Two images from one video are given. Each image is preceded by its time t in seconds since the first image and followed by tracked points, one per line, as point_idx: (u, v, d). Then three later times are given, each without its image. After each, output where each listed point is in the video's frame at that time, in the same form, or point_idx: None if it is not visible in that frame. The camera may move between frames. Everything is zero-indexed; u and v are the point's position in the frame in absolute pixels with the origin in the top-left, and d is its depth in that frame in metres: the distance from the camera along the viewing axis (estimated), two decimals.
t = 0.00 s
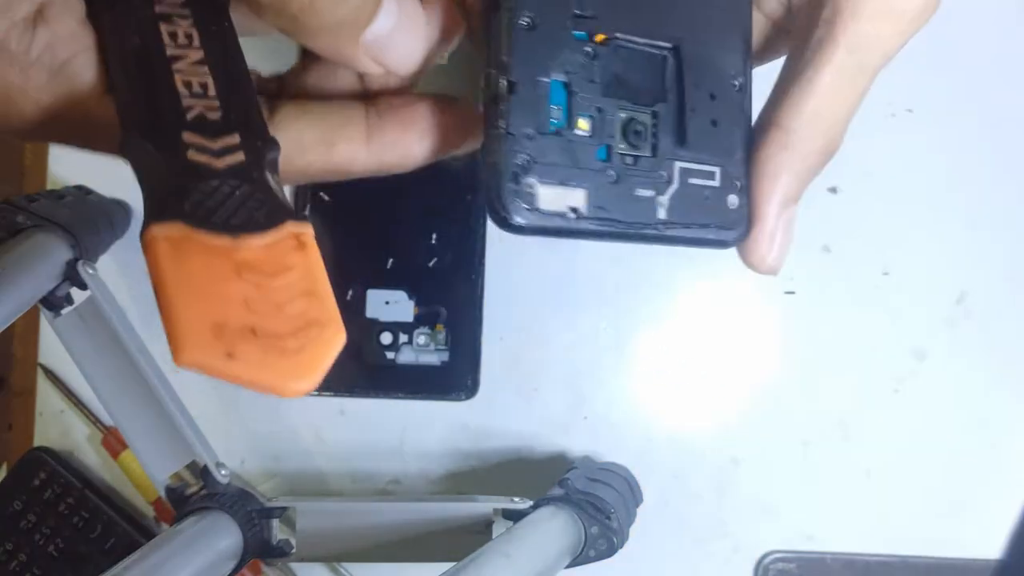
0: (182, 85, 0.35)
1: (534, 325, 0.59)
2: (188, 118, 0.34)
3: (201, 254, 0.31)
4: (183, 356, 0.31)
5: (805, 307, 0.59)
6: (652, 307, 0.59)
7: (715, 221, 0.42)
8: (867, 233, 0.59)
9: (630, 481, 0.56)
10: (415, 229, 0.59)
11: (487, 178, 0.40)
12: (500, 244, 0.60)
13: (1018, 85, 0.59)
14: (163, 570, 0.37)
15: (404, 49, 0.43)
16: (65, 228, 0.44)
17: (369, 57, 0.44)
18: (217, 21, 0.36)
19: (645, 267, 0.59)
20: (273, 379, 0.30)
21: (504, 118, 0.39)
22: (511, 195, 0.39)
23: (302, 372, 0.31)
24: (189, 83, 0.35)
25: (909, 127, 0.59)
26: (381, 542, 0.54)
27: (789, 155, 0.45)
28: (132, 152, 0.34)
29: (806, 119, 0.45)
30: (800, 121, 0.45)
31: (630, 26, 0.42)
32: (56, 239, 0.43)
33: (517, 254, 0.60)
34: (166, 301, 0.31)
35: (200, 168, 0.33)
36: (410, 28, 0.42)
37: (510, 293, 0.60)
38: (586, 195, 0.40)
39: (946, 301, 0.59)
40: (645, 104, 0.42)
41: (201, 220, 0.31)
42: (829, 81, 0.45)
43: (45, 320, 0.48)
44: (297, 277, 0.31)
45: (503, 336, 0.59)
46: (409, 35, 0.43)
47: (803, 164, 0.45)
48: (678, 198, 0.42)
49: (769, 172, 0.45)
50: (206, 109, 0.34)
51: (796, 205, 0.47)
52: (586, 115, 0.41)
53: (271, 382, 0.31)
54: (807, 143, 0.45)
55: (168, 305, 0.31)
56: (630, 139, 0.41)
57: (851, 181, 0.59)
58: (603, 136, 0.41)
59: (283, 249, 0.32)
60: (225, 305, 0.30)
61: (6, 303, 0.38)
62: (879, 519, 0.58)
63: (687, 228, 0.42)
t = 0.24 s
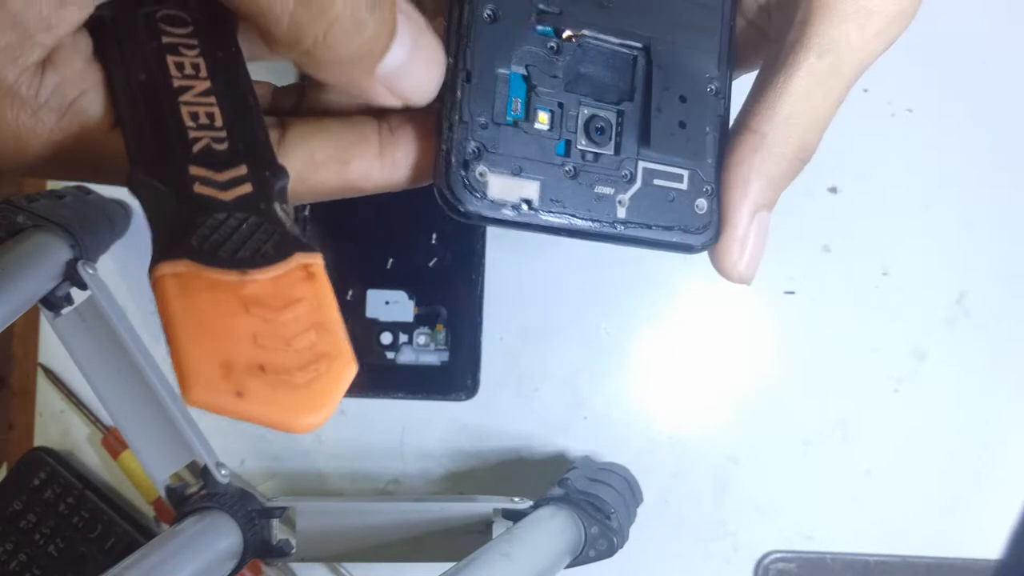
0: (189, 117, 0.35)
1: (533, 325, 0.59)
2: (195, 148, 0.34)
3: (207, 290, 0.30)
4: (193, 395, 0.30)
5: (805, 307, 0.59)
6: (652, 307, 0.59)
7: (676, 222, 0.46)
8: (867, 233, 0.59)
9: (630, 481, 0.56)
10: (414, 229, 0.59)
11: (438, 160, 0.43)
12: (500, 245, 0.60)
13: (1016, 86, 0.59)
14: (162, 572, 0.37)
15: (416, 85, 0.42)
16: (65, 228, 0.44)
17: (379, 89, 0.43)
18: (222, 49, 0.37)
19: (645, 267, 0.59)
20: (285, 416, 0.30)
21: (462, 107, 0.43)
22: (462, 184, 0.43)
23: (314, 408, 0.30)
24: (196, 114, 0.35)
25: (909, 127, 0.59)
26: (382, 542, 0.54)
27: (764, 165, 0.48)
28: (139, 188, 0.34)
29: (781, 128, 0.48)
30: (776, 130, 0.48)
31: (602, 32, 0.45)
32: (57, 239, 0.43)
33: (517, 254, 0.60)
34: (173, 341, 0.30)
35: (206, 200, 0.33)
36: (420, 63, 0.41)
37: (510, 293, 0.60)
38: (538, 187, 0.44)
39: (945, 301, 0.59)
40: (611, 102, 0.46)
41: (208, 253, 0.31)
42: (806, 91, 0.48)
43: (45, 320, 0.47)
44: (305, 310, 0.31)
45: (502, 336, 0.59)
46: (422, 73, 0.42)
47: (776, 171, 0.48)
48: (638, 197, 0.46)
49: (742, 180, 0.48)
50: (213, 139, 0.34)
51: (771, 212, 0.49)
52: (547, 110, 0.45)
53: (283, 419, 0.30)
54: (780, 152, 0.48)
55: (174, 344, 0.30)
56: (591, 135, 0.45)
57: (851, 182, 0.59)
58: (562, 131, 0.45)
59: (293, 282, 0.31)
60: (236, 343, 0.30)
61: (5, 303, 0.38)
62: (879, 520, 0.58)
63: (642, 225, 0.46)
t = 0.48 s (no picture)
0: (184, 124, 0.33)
1: (534, 326, 0.59)
2: (190, 156, 0.32)
3: (197, 298, 0.28)
4: (181, 407, 0.27)
5: (805, 307, 0.59)
6: (652, 307, 0.59)
7: (664, 215, 0.45)
8: (867, 234, 0.59)
9: (630, 481, 0.56)
10: (414, 230, 0.59)
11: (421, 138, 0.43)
12: (500, 245, 0.60)
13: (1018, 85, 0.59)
14: (163, 572, 0.37)
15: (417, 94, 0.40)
16: (66, 228, 0.44)
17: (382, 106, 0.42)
18: (219, 58, 0.35)
19: (645, 267, 0.59)
20: (280, 429, 0.28)
21: (450, 85, 0.42)
22: (445, 164, 0.42)
23: (310, 420, 0.28)
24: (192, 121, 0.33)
25: (909, 127, 0.59)
26: (381, 543, 0.54)
27: (755, 160, 0.46)
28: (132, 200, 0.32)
29: (771, 123, 0.46)
30: (765, 126, 0.46)
31: (597, 21, 0.44)
32: (58, 239, 0.43)
33: (518, 255, 0.60)
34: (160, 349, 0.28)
35: (199, 208, 0.31)
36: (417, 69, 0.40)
37: (510, 293, 0.60)
38: (523, 170, 0.43)
39: (946, 302, 0.59)
40: (603, 91, 0.45)
41: (203, 262, 0.29)
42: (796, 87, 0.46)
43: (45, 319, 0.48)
44: (299, 319, 0.29)
45: (502, 336, 0.59)
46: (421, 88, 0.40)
47: (767, 167, 0.46)
48: (627, 187, 0.45)
49: (731, 176, 0.46)
50: (208, 147, 0.32)
51: (765, 210, 0.47)
52: (537, 94, 0.44)
53: (277, 432, 0.28)
54: (772, 148, 0.46)
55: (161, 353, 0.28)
56: (581, 123, 0.44)
57: (851, 182, 0.59)
58: (552, 117, 0.44)
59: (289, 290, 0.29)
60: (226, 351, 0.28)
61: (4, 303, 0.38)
62: (879, 519, 0.58)
63: (630, 216, 0.45)
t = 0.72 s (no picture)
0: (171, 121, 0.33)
1: (534, 326, 0.59)
2: (175, 152, 0.32)
3: (178, 296, 0.28)
4: (156, 407, 0.26)
5: (805, 307, 0.59)
6: (652, 307, 0.59)
7: (658, 205, 0.44)
8: (867, 234, 0.59)
9: (630, 481, 0.56)
10: (414, 230, 0.59)
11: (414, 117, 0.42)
12: (500, 245, 0.60)
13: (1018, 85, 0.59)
14: (163, 572, 0.37)
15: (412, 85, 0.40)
16: (66, 228, 0.43)
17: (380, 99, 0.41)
18: (210, 59, 0.35)
19: (645, 267, 0.59)
20: (261, 429, 0.27)
21: (444, 65, 0.42)
22: (437, 144, 0.42)
23: (293, 422, 0.27)
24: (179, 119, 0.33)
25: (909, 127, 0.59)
26: (381, 543, 0.54)
27: (752, 152, 0.45)
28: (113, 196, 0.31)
29: (768, 114, 0.46)
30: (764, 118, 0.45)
31: (596, 8, 0.44)
32: (57, 239, 0.42)
33: (518, 255, 0.60)
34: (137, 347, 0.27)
35: (183, 205, 0.30)
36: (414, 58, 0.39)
37: (510, 293, 0.59)
38: (516, 153, 0.43)
39: (946, 302, 0.59)
40: (601, 78, 0.45)
41: (183, 257, 0.29)
42: (795, 78, 0.46)
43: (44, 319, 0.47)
44: (284, 317, 0.28)
45: (502, 336, 0.59)
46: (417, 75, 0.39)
47: (763, 159, 0.46)
48: (623, 176, 0.44)
49: (727, 168, 0.45)
50: (194, 145, 0.32)
51: (760, 205, 0.47)
52: (533, 78, 0.43)
53: (256, 434, 0.27)
54: (769, 140, 0.46)
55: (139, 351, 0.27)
56: (578, 108, 0.44)
57: (851, 182, 0.59)
58: (547, 101, 0.44)
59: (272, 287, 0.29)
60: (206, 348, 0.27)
61: (5, 301, 0.38)
62: (879, 519, 0.58)
63: (625, 205, 0.44)
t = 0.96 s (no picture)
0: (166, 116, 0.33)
1: (533, 326, 0.59)
2: (169, 146, 0.32)
3: (165, 292, 0.28)
4: (137, 404, 0.26)
5: (805, 307, 0.59)
6: (652, 307, 0.59)
7: (654, 195, 0.44)
8: (867, 234, 0.59)
9: (630, 481, 0.56)
10: (414, 229, 0.59)
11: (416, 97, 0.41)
12: (500, 244, 0.60)
13: (1018, 84, 0.59)
14: (163, 571, 0.37)
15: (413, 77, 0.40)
16: (66, 228, 0.43)
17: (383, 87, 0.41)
18: (207, 55, 0.36)
19: (645, 267, 0.59)
20: (246, 431, 0.26)
21: (446, 45, 0.41)
22: (439, 125, 0.41)
23: (279, 423, 0.27)
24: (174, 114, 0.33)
25: (908, 127, 0.59)
26: (381, 543, 0.54)
27: (747, 142, 0.45)
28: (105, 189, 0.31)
29: (764, 105, 0.45)
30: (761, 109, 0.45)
31: None
32: (57, 239, 0.42)
33: (518, 255, 0.60)
34: (123, 343, 0.27)
35: (175, 200, 0.30)
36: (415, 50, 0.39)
37: (510, 293, 0.59)
38: (517, 137, 0.42)
39: (946, 302, 0.59)
40: (601, 64, 0.44)
41: (171, 253, 0.29)
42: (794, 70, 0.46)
43: (45, 319, 0.47)
44: (273, 317, 0.28)
45: (502, 336, 0.59)
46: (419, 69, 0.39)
47: (757, 150, 0.46)
48: (621, 163, 0.43)
49: (721, 158, 0.45)
50: (188, 140, 0.32)
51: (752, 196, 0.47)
52: (534, 62, 0.43)
53: (242, 434, 0.26)
54: (763, 131, 0.46)
55: (125, 346, 0.27)
56: (578, 95, 0.43)
57: (851, 181, 0.59)
58: (548, 86, 0.43)
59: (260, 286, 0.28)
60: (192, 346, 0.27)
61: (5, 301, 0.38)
62: (879, 519, 0.58)
63: (622, 192, 0.43)
